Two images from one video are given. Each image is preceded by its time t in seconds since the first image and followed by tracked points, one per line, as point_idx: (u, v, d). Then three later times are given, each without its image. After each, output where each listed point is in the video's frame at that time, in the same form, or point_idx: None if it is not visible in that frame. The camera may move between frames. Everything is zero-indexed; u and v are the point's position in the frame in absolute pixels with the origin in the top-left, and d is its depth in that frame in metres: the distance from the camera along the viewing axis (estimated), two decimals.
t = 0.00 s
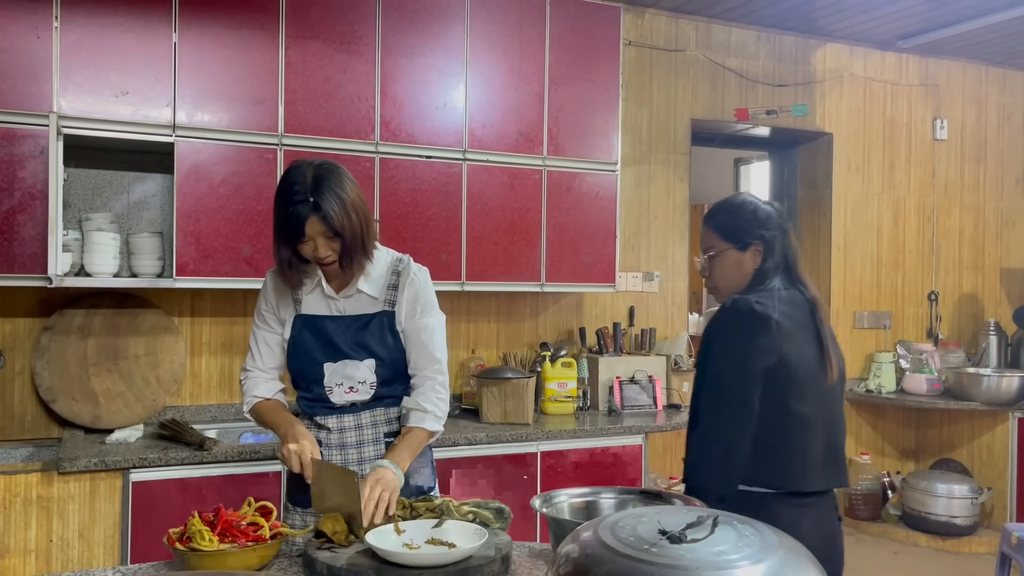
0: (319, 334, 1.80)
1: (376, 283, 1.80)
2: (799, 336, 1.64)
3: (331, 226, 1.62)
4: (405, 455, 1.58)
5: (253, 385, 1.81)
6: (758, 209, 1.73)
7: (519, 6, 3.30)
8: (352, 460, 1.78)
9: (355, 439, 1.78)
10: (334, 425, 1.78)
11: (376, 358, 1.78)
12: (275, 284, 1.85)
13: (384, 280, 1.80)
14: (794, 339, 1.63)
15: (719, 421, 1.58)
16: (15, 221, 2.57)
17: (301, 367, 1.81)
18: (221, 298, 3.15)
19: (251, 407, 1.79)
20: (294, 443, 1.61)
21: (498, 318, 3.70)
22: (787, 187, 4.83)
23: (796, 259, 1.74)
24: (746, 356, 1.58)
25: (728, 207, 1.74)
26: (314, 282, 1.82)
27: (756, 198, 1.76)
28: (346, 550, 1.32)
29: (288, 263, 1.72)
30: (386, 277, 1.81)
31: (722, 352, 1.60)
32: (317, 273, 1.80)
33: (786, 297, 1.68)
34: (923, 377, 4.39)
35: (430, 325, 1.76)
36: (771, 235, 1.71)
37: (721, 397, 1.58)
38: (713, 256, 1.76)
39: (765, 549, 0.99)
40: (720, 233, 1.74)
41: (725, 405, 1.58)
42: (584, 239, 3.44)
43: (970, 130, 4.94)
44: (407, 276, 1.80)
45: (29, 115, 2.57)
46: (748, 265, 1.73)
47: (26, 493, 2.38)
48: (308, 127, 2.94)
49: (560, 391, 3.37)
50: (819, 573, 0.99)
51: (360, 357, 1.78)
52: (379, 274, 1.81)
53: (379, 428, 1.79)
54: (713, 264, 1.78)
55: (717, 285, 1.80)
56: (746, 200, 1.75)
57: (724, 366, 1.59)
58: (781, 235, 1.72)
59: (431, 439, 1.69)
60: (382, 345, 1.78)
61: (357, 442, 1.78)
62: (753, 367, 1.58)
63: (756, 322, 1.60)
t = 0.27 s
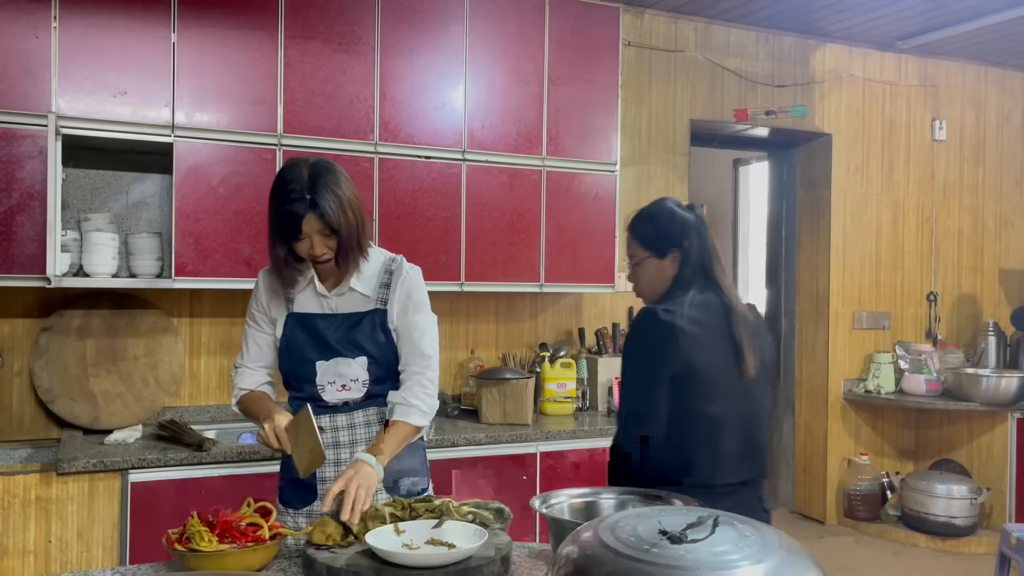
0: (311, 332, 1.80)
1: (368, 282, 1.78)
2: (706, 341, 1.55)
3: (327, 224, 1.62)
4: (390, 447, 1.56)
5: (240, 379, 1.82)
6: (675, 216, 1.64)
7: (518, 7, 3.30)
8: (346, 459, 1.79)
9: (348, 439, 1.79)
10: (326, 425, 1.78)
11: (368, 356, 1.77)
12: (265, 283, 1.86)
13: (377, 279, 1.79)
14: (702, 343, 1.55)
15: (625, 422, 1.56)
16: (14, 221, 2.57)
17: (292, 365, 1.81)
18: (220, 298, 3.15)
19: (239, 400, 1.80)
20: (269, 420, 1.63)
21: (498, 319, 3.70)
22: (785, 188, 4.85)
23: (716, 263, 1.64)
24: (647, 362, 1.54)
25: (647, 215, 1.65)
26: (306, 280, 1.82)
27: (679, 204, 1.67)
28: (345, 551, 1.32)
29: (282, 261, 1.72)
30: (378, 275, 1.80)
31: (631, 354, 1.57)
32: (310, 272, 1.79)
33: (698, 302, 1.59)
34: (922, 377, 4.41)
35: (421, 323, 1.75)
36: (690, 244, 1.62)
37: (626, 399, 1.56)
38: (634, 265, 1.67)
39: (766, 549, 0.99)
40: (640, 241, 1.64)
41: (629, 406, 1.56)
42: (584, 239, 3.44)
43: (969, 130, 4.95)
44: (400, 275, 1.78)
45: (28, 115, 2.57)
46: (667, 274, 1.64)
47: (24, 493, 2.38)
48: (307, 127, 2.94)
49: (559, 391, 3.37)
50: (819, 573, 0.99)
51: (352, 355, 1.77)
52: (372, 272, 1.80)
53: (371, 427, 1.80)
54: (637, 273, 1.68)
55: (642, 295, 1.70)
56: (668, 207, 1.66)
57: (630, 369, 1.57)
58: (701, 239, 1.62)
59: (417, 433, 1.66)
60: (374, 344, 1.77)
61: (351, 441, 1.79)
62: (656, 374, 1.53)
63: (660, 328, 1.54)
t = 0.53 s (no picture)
0: (303, 331, 1.80)
1: (361, 282, 1.78)
2: (638, 333, 1.61)
3: (324, 221, 1.62)
4: (375, 446, 1.51)
5: (232, 377, 1.84)
6: (608, 217, 1.74)
7: (518, 7, 3.30)
8: (339, 459, 1.77)
9: (341, 439, 1.77)
10: (319, 424, 1.77)
11: (359, 355, 1.77)
12: (260, 283, 1.87)
13: (369, 280, 1.79)
14: (634, 335, 1.61)
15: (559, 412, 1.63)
16: (14, 221, 2.57)
17: (284, 364, 1.81)
18: (219, 299, 3.14)
19: (229, 397, 1.82)
20: (251, 417, 1.74)
21: (498, 319, 3.70)
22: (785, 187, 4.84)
23: (650, 258, 1.73)
24: (579, 355, 1.61)
25: (581, 217, 1.76)
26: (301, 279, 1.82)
27: (612, 207, 1.78)
28: (346, 550, 1.31)
29: (279, 258, 1.72)
30: (371, 276, 1.79)
31: (569, 350, 1.63)
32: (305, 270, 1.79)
33: (632, 296, 1.66)
34: (922, 378, 4.41)
35: (409, 320, 1.74)
36: (623, 242, 1.72)
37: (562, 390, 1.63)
38: (574, 265, 1.79)
39: (768, 549, 0.99)
40: (579, 242, 1.75)
41: (564, 397, 1.62)
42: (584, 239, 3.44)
43: (968, 131, 4.95)
44: (391, 275, 1.78)
45: (27, 115, 2.56)
46: (603, 270, 1.74)
47: (23, 493, 2.39)
48: (307, 127, 2.93)
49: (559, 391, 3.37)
50: (821, 573, 0.99)
51: (344, 354, 1.77)
52: (365, 273, 1.79)
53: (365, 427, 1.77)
54: (575, 272, 1.79)
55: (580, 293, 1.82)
56: (602, 209, 1.77)
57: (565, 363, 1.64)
58: (633, 237, 1.73)
59: (404, 430, 1.60)
60: (365, 343, 1.77)
61: (343, 441, 1.77)
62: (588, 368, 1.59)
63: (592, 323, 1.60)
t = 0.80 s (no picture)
0: (299, 331, 1.79)
1: (358, 282, 1.78)
2: (615, 332, 1.70)
3: (325, 216, 1.62)
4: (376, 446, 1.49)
5: (228, 375, 1.83)
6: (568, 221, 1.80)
7: (518, 7, 3.30)
8: (333, 459, 1.77)
9: (335, 438, 1.76)
10: (314, 423, 1.76)
11: (355, 355, 1.77)
12: (259, 280, 1.86)
13: (366, 280, 1.79)
14: (612, 334, 1.70)
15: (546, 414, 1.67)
16: (13, 222, 2.56)
17: (279, 363, 1.80)
18: (219, 299, 3.14)
19: (225, 394, 1.81)
20: (245, 417, 1.67)
21: (498, 319, 3.70)
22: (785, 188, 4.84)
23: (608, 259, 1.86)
24: (565, 357, 1.66)
25: (542, 221, 1.81)
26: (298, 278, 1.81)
27: (566, 212, 1.84)
28: (347, 551, 1.31)
29: (278, 253, 1.71)
30: (369, 276, 1.79)
31: (554, 353, 1.68)
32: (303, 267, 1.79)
33: (603, 296, 1.75)
34: (922, 378, 4.41)
35: (404, 318, 1.73)
36: (585, 244, 1.80)
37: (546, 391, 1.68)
38: (539, 266, 1.83)
39: (770, 551, 0.98)
40: (546, 246, 1.79)
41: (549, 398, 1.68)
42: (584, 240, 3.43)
43: (968, 131, 4.94)
44: (389, 276, 1.78)
45: (27, 115, 2.56)
46: (568, 271, 1.81)
47: (22, 494, 2.39)
48: (307, 127, 2.93)
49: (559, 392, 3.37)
50: (824, 575, 0.98)
51: (339, 354, 1.77)
52: (362, 273, 1.79)
53: (360, 427, 1.77)
54: (540, 275, 1.84)
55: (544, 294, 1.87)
56: (560, 216, 1.82)
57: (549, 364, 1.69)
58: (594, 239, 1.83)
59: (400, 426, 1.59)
60: (360, 344, 1.77)
61: (337, 441, 1.76)
62: (574, 368, 1.65)
63: (574, 324, 1.67)
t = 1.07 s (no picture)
0: (299, 329, 1.78)
1: (360, 281, 1.79)
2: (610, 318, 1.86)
3: (333, 210, 1.62)
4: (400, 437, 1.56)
5: (224, 374, 1.80)
6: (555, 215, 1.85)
7: (518, 7, 3.29)
8: (330, 459, 1.76)
9: (332, 439, 1.76)
10: (311, 423, 1.76)
11: (355, 355, 1.77)
12: (258, 279, 1.84)
13: (368, 280, 1.80)
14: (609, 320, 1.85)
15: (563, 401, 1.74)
16: (13, 221, 2.56)
17: (278, 361, 1.78)
18: (219, 299, 3.14)
19: (221, 394, 1.77)
20: (239, 416, 1.65)
21: (498, 319, 3.69)
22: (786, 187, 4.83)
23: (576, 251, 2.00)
24: (579, 344, 1.74)
25: (535, 215, 1.82)
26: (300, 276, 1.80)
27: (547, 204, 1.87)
28: (348, 552, 1.31)
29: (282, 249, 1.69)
30: (370, 277, 1.80)
31: (577, 341, 1.75)
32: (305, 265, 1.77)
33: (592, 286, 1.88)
34: (923, 378, 4.41)
35: (413, 319, 1.77)
36: (570, 238, 1.87)
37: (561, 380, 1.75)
38: (533, 260, 1.83)
39: (772, 551, 0.98)
40: (541, 238, 1.82)
41: (565, 386, 1.75)
42: (585, 240, 3.43)
43: (968, 131, 4.94)
44: (391, 277, 1.79)
45: (27, 115, 2.55)
46: (557, 265, 1.86)
47: (23, 494, 2.38)
48: (307, 127, 2.93)
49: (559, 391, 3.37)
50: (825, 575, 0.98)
51: (340, 353, 1.77)
52: (363, 273, 1.80)
53: (357, 427, 1.76)
54: (531, 267, 1.84)
55: (530, 288, 1.88)
56: (542, 207, 1.85)
57: (560, 354, 1.76)
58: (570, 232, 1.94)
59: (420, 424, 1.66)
60: (361, 344, 1.77)
61: (335, 441, 1.76)
62: (590, 355, 1.75)
63: (586, 312, 1.78)
